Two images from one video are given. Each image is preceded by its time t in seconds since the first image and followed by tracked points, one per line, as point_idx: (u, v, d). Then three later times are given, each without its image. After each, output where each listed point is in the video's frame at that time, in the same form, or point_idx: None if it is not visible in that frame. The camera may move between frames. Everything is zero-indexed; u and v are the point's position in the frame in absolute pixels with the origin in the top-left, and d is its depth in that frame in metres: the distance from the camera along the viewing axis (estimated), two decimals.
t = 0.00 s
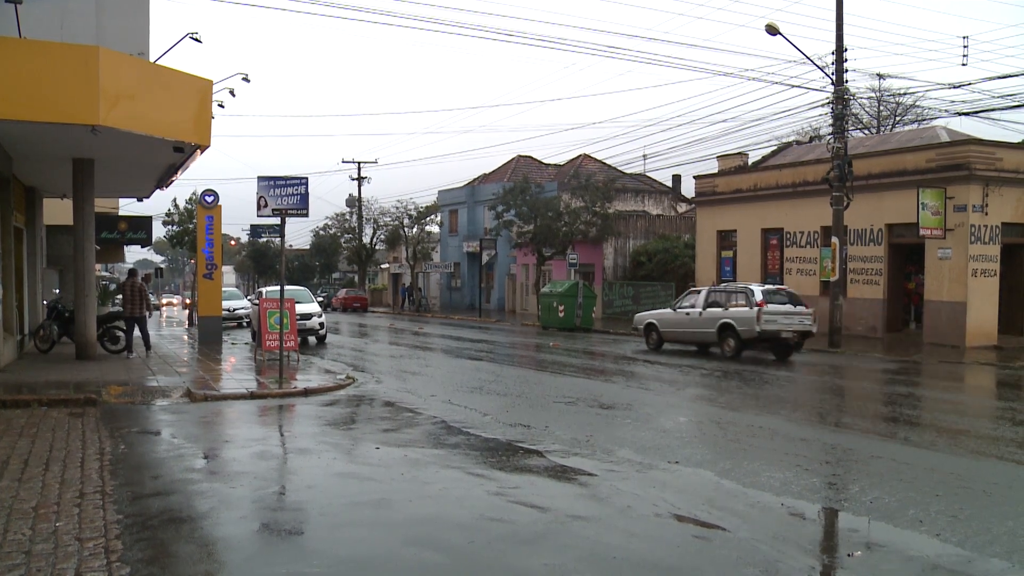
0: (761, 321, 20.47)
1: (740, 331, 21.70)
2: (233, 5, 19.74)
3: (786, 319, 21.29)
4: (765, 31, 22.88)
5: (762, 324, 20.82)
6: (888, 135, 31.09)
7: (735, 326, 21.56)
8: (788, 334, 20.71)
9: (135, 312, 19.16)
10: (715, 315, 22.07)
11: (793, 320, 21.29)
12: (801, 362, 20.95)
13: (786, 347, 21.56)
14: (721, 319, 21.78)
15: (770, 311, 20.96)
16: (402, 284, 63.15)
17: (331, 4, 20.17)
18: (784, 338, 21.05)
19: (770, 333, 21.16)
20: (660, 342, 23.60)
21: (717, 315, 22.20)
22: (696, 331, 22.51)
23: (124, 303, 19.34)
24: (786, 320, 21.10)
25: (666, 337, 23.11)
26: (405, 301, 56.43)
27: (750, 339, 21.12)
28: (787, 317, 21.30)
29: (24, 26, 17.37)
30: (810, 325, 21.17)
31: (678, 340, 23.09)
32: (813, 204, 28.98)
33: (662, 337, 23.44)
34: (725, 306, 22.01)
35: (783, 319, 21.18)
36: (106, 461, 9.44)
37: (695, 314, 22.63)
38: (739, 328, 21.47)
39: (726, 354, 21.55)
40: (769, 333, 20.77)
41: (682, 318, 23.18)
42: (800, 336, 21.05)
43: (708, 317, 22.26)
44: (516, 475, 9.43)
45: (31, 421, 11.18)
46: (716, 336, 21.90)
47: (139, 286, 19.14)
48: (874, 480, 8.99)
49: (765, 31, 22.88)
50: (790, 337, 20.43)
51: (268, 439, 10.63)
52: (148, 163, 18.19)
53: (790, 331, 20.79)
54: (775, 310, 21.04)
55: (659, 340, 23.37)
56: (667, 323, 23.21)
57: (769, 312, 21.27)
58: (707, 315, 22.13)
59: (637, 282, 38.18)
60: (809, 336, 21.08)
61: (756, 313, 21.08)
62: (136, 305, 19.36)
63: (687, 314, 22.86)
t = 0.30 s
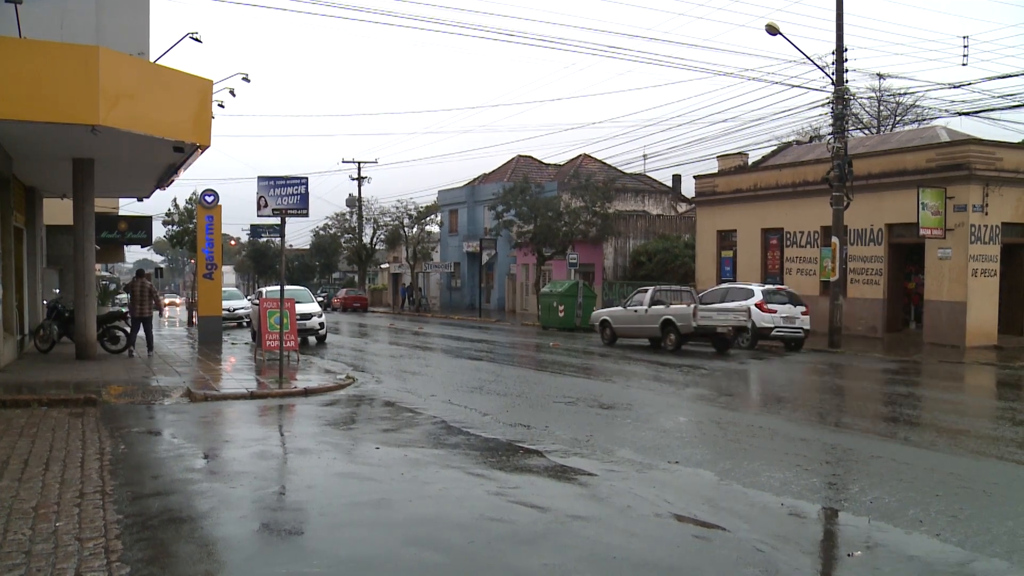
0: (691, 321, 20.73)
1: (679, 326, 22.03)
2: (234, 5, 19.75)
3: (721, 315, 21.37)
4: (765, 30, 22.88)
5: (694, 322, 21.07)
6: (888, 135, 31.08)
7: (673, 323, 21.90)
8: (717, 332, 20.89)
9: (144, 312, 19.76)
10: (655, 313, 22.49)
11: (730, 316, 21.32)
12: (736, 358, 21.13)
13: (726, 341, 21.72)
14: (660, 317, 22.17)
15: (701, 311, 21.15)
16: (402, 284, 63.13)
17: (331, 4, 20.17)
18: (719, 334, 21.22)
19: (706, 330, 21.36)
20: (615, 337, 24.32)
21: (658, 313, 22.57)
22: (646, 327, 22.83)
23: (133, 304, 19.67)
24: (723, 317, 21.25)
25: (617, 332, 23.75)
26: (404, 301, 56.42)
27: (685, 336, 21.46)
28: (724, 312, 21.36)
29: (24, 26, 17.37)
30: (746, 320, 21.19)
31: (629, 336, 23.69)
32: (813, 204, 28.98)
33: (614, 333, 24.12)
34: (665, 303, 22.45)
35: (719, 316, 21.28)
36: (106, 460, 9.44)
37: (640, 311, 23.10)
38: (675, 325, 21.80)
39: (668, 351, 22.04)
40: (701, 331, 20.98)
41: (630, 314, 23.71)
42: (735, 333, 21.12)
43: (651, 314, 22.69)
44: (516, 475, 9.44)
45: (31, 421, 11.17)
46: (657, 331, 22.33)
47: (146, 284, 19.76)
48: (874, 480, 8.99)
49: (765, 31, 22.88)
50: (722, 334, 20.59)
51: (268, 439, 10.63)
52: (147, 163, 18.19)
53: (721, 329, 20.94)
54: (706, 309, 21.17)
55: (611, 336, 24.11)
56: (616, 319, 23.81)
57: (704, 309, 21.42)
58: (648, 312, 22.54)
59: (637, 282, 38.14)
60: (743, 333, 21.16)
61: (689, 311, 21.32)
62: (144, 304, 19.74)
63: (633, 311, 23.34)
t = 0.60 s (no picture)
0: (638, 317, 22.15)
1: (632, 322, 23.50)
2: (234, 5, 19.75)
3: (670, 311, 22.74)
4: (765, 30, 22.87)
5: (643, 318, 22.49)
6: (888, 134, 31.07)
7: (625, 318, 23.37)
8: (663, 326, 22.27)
9: (146, 310, 19.97)
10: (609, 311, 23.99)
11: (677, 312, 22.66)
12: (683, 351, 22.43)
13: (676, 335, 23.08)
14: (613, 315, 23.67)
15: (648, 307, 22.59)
16: (402, 283, 63.15)
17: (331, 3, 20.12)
18: (666, 329, 22.59)
19: (655, 325, 22.74)
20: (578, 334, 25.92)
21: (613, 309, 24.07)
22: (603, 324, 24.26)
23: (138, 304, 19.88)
24: (670, 313, 22.55)
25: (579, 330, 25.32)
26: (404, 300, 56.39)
27: (635, 331, 22.89)
28: (672, 308, 22.71)
29: (23, 27, 17.38)
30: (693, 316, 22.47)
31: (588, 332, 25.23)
32: (813, 204, 28.98)
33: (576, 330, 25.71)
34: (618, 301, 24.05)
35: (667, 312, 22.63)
36: (106, 460, 9.45)
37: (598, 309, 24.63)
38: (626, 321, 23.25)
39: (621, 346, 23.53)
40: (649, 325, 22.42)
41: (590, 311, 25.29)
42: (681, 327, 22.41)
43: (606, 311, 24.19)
44: (516, 475, 9.44)
45: (31, 420, 11.17)
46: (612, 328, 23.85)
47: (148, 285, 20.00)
48: (874, 480, 8.99)
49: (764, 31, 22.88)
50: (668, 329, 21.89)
51: (268, 438, 10.63)
52: (147, 163, 18.20)
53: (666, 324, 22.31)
54: (653, 305, 22.57)
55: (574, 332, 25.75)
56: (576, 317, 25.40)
57: (654, 305, 22.83)
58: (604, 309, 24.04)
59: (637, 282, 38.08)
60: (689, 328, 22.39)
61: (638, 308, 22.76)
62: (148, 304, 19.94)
63: (591, 309, 24.90)
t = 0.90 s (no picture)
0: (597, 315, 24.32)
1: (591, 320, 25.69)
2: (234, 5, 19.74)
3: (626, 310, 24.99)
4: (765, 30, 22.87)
5: (601, 315, 24.69)
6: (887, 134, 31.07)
7: (585, 316, 25.51)
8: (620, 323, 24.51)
9: (147, 310, 20.00)
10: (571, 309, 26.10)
11: (633, 310, 24.91)
12: (638, 346, 24.63)
13: (632, 331, 25.30)
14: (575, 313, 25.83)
15: (606, 306, 24.84)
16: (401, 283, 63.18)
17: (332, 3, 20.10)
18: (623, 326, 24.80)
19: (613, 322, 24.97)
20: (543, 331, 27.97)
21: (575, 307, 26.23)
22: (565, 321, 26.35)
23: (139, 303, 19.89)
24: (625, 311, 24.74)
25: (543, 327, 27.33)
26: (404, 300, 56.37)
27: (594, 328, 25.06)
28: (628, 307, 24.97)
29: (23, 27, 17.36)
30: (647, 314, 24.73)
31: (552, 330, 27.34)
32: (813, 204, 28.98)
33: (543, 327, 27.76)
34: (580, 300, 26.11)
35: (623, 311, 24.88)
36: (106, 460, 9.45)
37: (561, 308, 26.73)
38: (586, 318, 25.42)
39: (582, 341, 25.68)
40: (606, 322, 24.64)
41: (554, 310, 27.41)
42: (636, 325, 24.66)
43: (569, 310, 26.35)
44: (516, 475, 9.45)
45: (31, 420, 11.17)
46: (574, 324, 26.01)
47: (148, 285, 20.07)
48: (874, 480, 9.00)
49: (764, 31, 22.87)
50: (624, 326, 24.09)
51: (268, 438, 10.63)
52: (147, 163, 18.21)
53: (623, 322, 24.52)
54: (611, 304, 24.84)
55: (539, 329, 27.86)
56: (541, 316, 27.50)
57: (611, 304, 25.08)
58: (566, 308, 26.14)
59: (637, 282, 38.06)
60: (644, 325, 24.62)
61: (597, 306, 24.98)
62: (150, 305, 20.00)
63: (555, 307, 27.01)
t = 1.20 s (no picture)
0: (561, 313, 26.57)
1: (558, 317, 27.98)
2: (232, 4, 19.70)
3: (589, 307, 27.24)
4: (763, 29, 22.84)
5: (566, 313, 26.97)
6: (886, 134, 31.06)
7: (552, 314, 27.87)
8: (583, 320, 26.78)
9: (146, 309, 20.03)
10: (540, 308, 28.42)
11: (595, 307, 27.18)
12: (601, 340, 26.90)
13: (596, 328, 27.58)
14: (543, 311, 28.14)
15: (569, 304, 27.09)
16: (400, 283, 63.13)
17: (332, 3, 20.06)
18: (586, 322, 27.10)
19: (577, 319, 27.25)
20: (517, 327, 30.41)
21: (544, 305, 28.53)
22: (535, 318, 28.69)
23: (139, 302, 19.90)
24: (588, 308, 27.06)
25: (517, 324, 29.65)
26: (403, 299, 56.30)
27: (560, 324, 27.37)
28: (591, 305, 27.21)
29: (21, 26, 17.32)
30: (608, 310, 26.98)
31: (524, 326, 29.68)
32: (811, 204, 29.00)
33: (516, 323, 30.13)
34: (548, 299, 28.45)
35: (587, 308, 27.17)
36: (105, 459, 9.45)
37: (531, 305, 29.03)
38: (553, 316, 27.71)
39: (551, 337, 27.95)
40: (570, 319, 26.92)
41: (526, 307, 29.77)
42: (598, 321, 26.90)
43: (537, 307, 28.64)
44: (515, 475, 9.46)
45: (30, 420, 11.16)
46: (542, 321, 28.27)
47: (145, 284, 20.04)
48: (873, 479, 9.01)
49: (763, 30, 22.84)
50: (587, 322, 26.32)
51: (267, 438, 10.62)
52: (146, 163, 18.20)
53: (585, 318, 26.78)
54: (574, 303, 27.07)
55: (512, 325, 30.24)
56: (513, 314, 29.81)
57: (575, 302, 27.30)
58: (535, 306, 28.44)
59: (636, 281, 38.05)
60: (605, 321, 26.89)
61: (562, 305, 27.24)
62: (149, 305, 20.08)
63: (527, 305, 29.37)
